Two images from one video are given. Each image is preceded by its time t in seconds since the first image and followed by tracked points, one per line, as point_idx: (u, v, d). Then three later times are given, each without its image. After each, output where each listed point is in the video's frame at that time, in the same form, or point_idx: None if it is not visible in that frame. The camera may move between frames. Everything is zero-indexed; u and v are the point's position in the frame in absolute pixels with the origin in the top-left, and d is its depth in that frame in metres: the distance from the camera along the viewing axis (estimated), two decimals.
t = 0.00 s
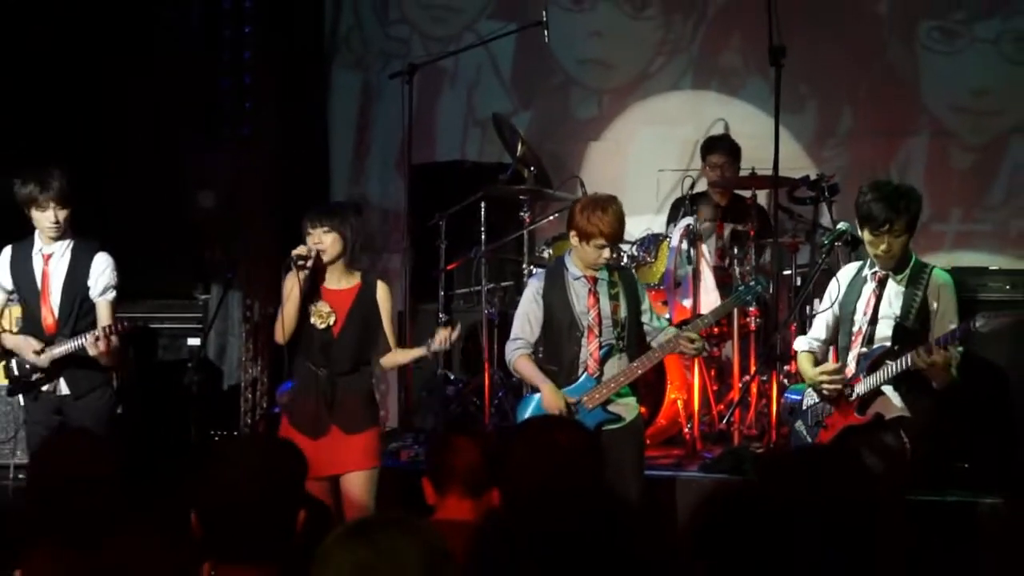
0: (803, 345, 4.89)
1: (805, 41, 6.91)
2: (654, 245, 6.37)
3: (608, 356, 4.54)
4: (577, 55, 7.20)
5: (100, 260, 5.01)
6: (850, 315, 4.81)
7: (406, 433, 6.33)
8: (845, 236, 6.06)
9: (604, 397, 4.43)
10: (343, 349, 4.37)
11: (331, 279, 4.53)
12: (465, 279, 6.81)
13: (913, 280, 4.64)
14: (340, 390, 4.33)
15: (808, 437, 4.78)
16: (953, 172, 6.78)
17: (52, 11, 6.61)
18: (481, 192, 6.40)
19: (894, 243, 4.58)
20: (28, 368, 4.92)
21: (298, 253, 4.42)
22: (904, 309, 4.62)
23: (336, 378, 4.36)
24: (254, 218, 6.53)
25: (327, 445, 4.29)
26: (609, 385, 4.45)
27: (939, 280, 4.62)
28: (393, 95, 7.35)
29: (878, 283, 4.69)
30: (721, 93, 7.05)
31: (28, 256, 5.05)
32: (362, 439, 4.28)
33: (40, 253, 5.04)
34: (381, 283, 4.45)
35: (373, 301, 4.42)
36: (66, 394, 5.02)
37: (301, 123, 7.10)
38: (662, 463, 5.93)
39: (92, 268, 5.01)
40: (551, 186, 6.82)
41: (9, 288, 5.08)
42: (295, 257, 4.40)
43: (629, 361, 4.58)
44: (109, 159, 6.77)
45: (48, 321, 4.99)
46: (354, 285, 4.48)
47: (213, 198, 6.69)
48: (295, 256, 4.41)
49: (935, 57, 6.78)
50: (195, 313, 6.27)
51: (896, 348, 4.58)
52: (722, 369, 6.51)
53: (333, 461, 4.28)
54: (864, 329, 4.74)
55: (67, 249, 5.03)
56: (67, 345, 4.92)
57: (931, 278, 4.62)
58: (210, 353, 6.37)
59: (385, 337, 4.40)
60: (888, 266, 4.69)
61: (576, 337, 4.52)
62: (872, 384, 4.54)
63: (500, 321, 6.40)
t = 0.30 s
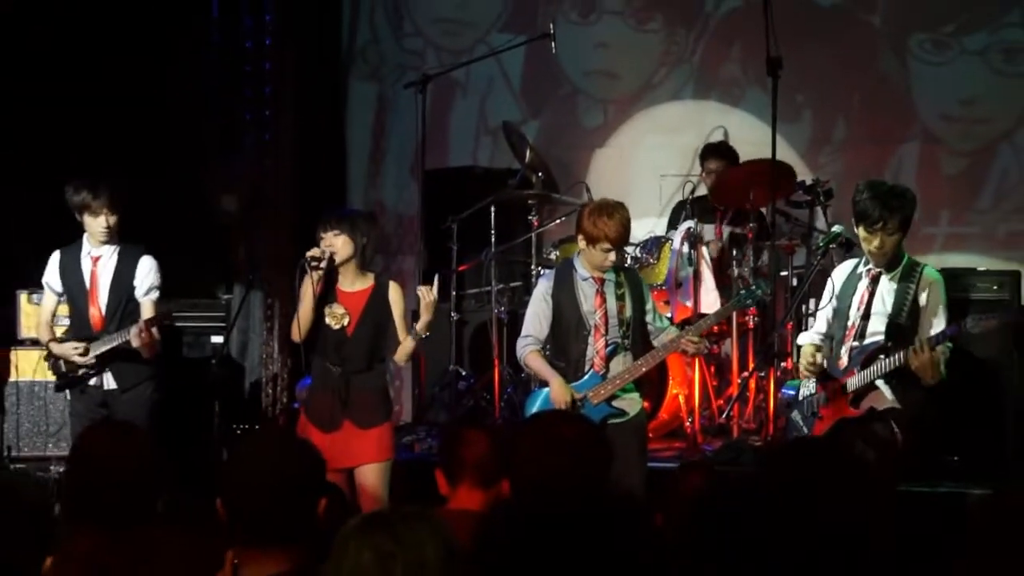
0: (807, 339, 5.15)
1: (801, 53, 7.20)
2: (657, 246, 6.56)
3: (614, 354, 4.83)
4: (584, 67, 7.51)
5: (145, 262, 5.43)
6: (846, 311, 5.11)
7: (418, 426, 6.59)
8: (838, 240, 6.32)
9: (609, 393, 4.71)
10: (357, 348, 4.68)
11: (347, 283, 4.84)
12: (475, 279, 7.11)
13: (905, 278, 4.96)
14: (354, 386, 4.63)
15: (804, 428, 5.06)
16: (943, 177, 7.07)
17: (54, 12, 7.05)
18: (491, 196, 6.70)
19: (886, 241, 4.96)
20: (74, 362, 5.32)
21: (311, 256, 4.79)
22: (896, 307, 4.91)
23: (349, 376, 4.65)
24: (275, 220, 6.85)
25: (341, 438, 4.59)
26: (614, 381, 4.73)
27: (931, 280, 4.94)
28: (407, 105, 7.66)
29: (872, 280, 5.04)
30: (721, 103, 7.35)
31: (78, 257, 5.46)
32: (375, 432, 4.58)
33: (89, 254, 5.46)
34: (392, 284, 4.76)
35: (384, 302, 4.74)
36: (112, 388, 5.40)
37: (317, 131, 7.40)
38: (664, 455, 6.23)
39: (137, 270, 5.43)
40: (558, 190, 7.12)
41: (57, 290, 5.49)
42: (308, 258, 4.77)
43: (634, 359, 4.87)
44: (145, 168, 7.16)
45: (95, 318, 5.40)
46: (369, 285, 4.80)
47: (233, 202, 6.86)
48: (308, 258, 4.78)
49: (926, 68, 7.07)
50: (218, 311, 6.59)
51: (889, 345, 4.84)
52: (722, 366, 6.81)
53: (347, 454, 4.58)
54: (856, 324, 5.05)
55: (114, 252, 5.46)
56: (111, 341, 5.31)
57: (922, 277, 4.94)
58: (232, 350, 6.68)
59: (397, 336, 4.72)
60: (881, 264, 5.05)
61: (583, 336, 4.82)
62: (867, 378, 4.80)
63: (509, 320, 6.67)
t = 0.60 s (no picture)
0: (807, 322, 5.37)
1: (798, 63, 7.49)
2: (660, 248, 6.88)
3: (620, 351, 5.12)
4: (591, 77, 7.81)
5: (184, 265, 5.94)
6: (843, 297, 5.33)
7: (432, 421, 6.92)
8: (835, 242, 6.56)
9: (616, 389, 4.99)
10: (375, 347, 4.90)
11: (362, 282, 5.04)
12: (487, 280, 7.40)
13: (900, 266, 5.22)
14: (372, 382, 4.87)
15: (808, 413, 5.31)
16: (936, 181, 7.36)
17: (54, 12, 7.15)
18: (501, 200, 7.00)
19: (881, 225, 5.19)
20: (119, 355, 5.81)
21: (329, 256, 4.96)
22: (892, 294, 5.20)
23: (368, 373, 4.89)
24: (296, 227, 7.17)
25: (360, 432, 4.85)
26: (621, 377, 5.01)
27: (925, 265, 5.22)
28: (422, 115, 7.98)
29: (867, 266, 5.24)
30: (723, 111, 7.65)
31: (122, 259, 5.98)
32: (394, 426, 4.83)
33: (132, 256, 5.97)
34: (407, 283, 4.98)
35: (401, 301, 4.97)
36: (152, 382, 5.90)
37: (336, 138, 7.73)
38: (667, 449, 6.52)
39: (177, 272, 5.95)
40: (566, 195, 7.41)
41: (103, 290, 6.00)
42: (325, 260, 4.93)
43: (640, 356, 5.15)
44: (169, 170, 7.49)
45: (138, 316, 5.91)
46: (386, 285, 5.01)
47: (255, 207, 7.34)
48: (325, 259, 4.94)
49: (920, 78, 7.35)
50: (241, 311, 6.89)
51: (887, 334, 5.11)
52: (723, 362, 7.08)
53: (367, 446, 4.84)
54: (855, 310, 5.27)
55: (156, 255, 5.97)
56: (153, 336, 5.82)
57: (916, 263, 5.22)
58: (254, 348, 7.08)
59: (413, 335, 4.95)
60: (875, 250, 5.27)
61: (591, 333, 5.11)
62: (864, 368, 5.06)
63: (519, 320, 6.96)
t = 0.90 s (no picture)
0: (799, 319, 5.49)
1: (795, 73, 7.78)
2: (663, 251, 7.18)
3: (624, 349, 5.45)
4: (597, 87, 8.13)
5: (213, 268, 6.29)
6: (835, 295, 5.50)
7: (444, 416, 7.22)
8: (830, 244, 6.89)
9: (620, 385, 5.32)
10: (390, 349, 5.20)
11: (378, 286, 5.32)
12: (497, 280, 7.72)
13: (889, 265, 5.46)
14: (387, 382, 5.16)
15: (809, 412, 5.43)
16: (928, 186, 7.68)
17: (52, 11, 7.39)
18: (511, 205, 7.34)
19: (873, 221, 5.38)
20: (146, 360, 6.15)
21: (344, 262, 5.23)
22: (884, 289, 5.45)
23: (383, 373, 5.18)
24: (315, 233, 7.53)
25: (377, 427, 5.13)
26: (625, 374, 5.34)
27: (913, 265, 5.48)
28: (434, 123, 8.30)
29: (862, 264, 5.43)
30: (723, 119, 7.99)
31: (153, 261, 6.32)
32: (409, 423, 5.11)
33: (163, 259, 6.31)
34: (421, 287, 5.28)
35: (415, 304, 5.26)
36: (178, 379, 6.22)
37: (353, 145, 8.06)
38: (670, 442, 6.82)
39: (206, 275, 6.30)
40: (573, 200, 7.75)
41: (135, 292, 6.33)
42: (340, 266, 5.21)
43: (642, 354, 5.49)
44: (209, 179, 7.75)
45: (167, 319, 6.25)
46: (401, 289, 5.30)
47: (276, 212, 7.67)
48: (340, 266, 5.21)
49: (913, 88, 7.67)
50: (262, 311, 7.22)
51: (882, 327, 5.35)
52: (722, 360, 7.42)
53: (383, 441, 5.11)
54: (849, 306, 5.46)
55: (186, 258, 6.30)
56: (183, 337, 6.16)
57: (904, 262, 5.47)
58: (275, 346, 7.33)
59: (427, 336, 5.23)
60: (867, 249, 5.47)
61: (597, 333, 5.42)
62: (866, 362, 5.27)
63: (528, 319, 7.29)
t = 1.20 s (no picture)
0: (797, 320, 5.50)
1: (794, 82, 8.19)
2: (668, 253, 7.61)
3: (631, 347, 5.74)
4: (607, 96, 8.48)
5: (240, 270, 6.62)
6: (832, 297, 5.50)
7: (459, 410, 7.57)
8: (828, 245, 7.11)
9: (626, 381, 5.62)
10: (405, 349, 5.44)
11: (394, 290, 5.57)
12: (510, 281, 8.10)
13: (881, 265, 5.46)
14: (402, 380, 5.40)
15: (820, 408, 5.50)
16: (923, 191, 8.03)
17: (54, 12, 7.66)
18: (522, 210, 7.67)
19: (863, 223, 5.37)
20: (181, 349, 6.49)
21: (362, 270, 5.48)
22: (877, 288, 5.45)
23: (399, 370, 5.41)
24: (338, 237, 8.00)
25: (392, 421, 5.37)
26: (630, 371, 5.63)
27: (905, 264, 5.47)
28: (449, 131, 8.68)
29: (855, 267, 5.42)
30: (727, 127, 8.30)
31: (184, 262, 6.66)
32: (422, 419, 5.33)
33: (193, 260, 6.65)
34: (435, 290, 5.51)
35: (429, 307, 5.49)
36: (204, 374, 6.53)
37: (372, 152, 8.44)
38: (675, 436, 7.14)
39: (233, 277, 6.63)
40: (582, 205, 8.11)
41: (167, 291, 6.68)
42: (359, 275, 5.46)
43: (648, 352, 5.78)
44: (208, 178, 8.17)
45: (196, 319, 6.59)
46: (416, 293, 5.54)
47: (299, 215, 8.05)
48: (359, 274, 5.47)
49: (908, 96, 8.03)
50: (285, 310, 7.57)
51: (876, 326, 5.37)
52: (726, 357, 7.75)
53: (397, 434, 5.34)
54: (848, 308, 5.45)
55: (215, 259, 6.65)
56: (208, 335, 6.48)
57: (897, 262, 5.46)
58: (298, 344, 7.77)
59: (442, 339, 5.46)
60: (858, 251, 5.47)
61: (604, 331, 5.73)
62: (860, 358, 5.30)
63: (539, 318, 7.61)
